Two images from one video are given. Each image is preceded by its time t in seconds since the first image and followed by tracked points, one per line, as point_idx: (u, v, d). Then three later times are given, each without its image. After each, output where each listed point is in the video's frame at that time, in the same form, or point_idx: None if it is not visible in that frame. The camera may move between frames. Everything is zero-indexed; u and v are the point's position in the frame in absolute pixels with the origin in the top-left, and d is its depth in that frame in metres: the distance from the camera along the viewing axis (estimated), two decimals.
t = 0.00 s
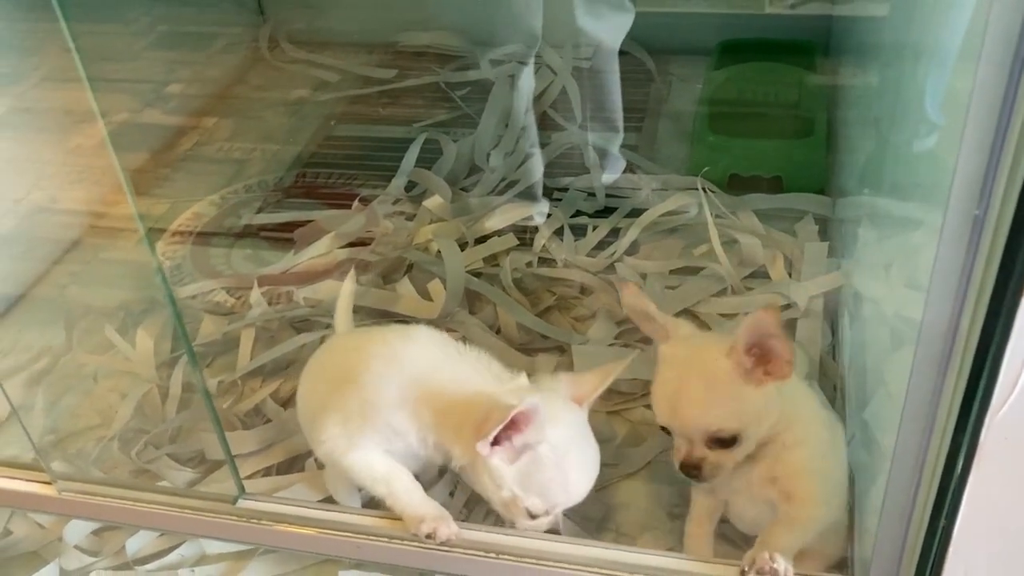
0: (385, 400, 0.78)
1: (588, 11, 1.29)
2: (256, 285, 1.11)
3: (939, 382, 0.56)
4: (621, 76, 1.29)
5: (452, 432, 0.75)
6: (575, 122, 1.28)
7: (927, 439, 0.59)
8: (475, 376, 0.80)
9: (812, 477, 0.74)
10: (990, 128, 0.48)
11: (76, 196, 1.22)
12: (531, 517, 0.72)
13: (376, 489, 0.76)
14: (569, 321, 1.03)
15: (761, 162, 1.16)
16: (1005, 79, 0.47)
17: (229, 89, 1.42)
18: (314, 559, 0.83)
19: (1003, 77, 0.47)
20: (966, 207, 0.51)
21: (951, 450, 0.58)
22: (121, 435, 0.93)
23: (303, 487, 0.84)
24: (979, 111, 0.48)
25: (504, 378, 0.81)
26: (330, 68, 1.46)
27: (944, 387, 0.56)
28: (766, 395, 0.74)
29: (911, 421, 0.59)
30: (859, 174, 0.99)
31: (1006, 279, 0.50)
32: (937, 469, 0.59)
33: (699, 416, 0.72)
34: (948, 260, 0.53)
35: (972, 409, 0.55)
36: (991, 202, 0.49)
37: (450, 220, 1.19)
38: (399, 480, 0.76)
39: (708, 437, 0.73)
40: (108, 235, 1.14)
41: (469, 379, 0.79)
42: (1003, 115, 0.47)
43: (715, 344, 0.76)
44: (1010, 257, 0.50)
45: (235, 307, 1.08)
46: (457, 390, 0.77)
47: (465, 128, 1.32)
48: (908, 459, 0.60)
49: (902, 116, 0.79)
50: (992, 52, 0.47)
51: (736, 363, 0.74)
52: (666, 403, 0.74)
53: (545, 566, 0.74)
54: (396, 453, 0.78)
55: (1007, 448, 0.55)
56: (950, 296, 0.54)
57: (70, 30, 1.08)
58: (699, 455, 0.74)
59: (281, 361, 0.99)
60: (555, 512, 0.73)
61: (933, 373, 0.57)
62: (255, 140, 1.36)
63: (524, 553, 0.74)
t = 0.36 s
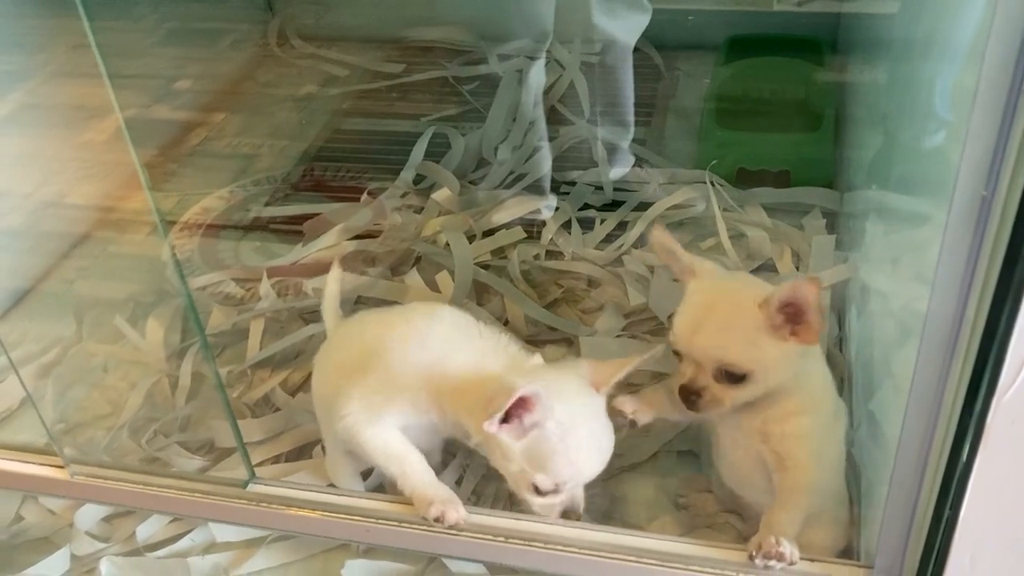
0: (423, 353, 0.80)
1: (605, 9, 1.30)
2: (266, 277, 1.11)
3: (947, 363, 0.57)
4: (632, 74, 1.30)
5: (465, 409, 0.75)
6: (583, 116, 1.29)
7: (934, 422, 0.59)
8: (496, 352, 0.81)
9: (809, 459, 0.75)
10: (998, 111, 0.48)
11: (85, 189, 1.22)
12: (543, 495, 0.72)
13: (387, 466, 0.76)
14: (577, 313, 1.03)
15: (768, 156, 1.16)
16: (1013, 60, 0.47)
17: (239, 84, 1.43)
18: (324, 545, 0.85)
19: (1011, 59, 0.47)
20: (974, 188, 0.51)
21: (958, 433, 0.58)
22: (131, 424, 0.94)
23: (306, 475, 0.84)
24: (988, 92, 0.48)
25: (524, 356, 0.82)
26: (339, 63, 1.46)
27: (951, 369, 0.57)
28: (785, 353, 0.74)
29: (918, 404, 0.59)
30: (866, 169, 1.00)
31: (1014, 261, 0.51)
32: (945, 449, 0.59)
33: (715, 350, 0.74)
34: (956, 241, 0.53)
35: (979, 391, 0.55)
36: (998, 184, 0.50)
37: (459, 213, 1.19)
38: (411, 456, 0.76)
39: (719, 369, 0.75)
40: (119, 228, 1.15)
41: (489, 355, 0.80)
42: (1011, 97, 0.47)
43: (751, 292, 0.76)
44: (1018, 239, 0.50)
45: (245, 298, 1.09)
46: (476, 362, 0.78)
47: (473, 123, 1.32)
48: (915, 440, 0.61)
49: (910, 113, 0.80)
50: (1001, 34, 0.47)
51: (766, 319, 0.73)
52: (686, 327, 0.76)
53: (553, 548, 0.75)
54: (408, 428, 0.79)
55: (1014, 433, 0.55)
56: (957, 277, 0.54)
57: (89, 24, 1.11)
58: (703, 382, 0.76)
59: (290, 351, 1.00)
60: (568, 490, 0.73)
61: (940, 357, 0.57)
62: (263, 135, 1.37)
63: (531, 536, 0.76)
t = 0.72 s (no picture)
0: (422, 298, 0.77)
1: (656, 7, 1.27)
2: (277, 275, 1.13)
3: (955, 360, 0.57)
4: (639, 71, 1.29)
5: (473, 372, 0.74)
6: (592, 116, 1.29)
7: (942, 420, 0.59)
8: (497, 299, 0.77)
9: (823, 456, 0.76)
10: (1007, 108, 0.48)
11: (96, 187, 1.23)
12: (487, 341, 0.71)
13: (398, 457, 0.75)
14: (585, 312, 1.03)
15: (775, 156, 1.17)
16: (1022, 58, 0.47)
17: (248, 83, 1.44)
18: (337, 540, 0.85)
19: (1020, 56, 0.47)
20: (983, 185, 0.51)
21: (965, 430, 0.58)
22: (143, 420, 0.94)
23: (319, 472, 0.85)
24: (996, 89, 0.48)
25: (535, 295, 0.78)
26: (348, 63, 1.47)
27: (959, 365, 0.57)
28: (751, 351, 0.73)
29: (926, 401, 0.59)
30: (874, 168, 1.00)
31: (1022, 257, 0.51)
32: (952, 448, 0.59)
33: (685, 339, 0.72)
34: (965, 238, 0.53)
35: (987, 388, 0.55)
36: (1007, 182, 0.50)
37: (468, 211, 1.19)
38: (418, 446, 0.75)
39: (687, 357, 0.73)
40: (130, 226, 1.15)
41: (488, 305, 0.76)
42: (1019, 94, 0.48)
43: (712, 294, 0.76)
44: None
45: (255, 295, 1.10)
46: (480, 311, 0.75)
47: (481, 121, 1.32)
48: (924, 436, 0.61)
49: (918, 112, 0.80)
50: (1010, 31, 0.47)
51: (735, 316, 0.73)
52: (659, 320, 0.74)
53: (563, 544, 0.76)
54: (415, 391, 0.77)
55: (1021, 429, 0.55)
56: (966, 274, 0.54)
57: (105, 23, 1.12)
58: (669, 373, 0.73)
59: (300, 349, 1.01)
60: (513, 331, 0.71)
61: (949, 354, 0.57)
62: (273, 134, 1.38)
63: (541, 532, 0.76)
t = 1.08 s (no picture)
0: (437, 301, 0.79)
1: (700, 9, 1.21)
2: (290, 279, 1.14)
3: (966, 371, 0.57)
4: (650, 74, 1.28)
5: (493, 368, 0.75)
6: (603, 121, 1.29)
7: (953, 431, 0.59)
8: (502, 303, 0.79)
9: (827, 463, 0.76)
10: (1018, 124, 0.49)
11: (110, 190, 1.24)
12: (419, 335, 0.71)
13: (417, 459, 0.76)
14: (596, 316, 1.04)
15: (789, 161, 1.18)
16: None
17: (260, 87, 1.46)
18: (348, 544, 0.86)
19: None
20: (994, 199, 0.52)
21: (976, 440, 0.58)
22: (158, 423, 0.95)
23: (334, 476, 0.85)
24: (1008, 105, 0.49)
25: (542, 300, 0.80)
26: (359, 67, 1.48)
27: (970, 377, 0.57)
28: (754, 400, 0.76)
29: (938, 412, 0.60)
30: (885, 173, 1.01)
31: None
32: (964, 457, 0.59)
33: (699, 404, 0.75)
34: (977, 250, 0.54)
35: (999, 400, 0.56)
36: (1018, 196, 0.50)
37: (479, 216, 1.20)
38: (440, 451, 0.76)
39: (703, 423, 0.75)
40: (147, 229, 1.17)
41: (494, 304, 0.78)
42: None
43: (709, 352, 0.79)
44: None
45: (268, 299, 1.11)
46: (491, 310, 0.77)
47: (494, 125, 1.32)
48: (936, 445, 0.61)
49: (929, 119, 0.80)
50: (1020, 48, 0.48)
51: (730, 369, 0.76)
52: (666, 389, 0.77)
53: (577, 550, 0.76)
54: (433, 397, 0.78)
55: None
56: (978, 286, 0.55)
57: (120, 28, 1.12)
58: (692, 443, 0.75)
59: (312, 354, 1.03)
60: (448, 334, 0.70)
61: (960, 366, 0.57)
62: (285, 138, 1.39)
63: (555, 539, 0.77)
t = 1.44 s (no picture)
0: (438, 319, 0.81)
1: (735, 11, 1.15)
2: (302, 288, 1.15)
3: (973, 391, 0.58)
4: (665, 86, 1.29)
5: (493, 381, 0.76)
6: (613, 130, 1.30)
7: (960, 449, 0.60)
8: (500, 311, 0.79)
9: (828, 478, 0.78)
10: None
11: (124, 198, 1.25)
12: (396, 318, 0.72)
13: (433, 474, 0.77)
14: (606, 326, 1.05)
15: (797, 171, 1.17)
16: None
17: (272, 94, 1.46)
18: (359, 555, 0.87)
19: None
20: (1001, 222, 0.53)
21: (984, 458, 0.59)
22: (172, 431, 0.96)
23: (347, 487, 0.86)
24: (1015, 129, 0.50)
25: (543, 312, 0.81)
26: (370, 75, 1.49)
27: (978, 397, 0.58)
28: (792, 416, 0.76)
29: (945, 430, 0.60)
30: (896, 182, 1.00)
31: None
32: (972, 474, 0.60)
33: (752, 416, 0.75)
34: (985, 271, 0.54)
35: (1006, 420, 0.56)
36: None
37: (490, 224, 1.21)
38: (455, 464, 0.77)
39: (756, 435, 0.75)
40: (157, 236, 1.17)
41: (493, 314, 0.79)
42: None
43: (743, 362, 0.80)
44: None
45: (281, 307, 1.11)
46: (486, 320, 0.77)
47: (507, 134, 1.33)
48: (944, 462, 0.61)
49: (940, 128, 0.80)
50: None
51: (775, 377, 0.77)
52: (715, 405, 0.76)
53: (586, 563, 0.77)
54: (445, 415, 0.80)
55: None
56: (984, 307, 0.55)
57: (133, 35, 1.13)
58: (743, 454, 0.75)
59: (324, 364, 1.04)
60: (421, 317, 0.71)
61: (967, 386, 0.58)
62: (297, 145, 1.40)
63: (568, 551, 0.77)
